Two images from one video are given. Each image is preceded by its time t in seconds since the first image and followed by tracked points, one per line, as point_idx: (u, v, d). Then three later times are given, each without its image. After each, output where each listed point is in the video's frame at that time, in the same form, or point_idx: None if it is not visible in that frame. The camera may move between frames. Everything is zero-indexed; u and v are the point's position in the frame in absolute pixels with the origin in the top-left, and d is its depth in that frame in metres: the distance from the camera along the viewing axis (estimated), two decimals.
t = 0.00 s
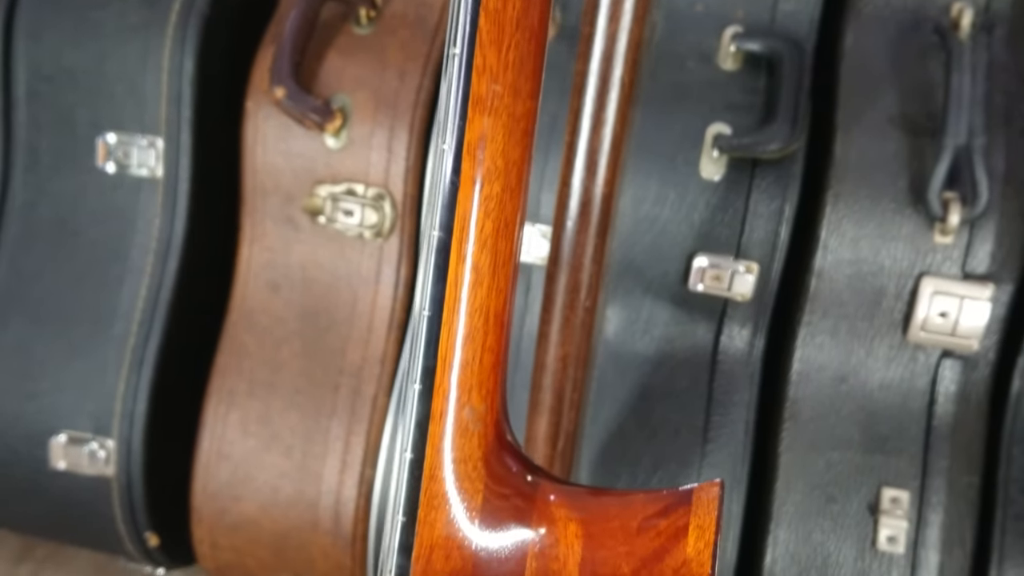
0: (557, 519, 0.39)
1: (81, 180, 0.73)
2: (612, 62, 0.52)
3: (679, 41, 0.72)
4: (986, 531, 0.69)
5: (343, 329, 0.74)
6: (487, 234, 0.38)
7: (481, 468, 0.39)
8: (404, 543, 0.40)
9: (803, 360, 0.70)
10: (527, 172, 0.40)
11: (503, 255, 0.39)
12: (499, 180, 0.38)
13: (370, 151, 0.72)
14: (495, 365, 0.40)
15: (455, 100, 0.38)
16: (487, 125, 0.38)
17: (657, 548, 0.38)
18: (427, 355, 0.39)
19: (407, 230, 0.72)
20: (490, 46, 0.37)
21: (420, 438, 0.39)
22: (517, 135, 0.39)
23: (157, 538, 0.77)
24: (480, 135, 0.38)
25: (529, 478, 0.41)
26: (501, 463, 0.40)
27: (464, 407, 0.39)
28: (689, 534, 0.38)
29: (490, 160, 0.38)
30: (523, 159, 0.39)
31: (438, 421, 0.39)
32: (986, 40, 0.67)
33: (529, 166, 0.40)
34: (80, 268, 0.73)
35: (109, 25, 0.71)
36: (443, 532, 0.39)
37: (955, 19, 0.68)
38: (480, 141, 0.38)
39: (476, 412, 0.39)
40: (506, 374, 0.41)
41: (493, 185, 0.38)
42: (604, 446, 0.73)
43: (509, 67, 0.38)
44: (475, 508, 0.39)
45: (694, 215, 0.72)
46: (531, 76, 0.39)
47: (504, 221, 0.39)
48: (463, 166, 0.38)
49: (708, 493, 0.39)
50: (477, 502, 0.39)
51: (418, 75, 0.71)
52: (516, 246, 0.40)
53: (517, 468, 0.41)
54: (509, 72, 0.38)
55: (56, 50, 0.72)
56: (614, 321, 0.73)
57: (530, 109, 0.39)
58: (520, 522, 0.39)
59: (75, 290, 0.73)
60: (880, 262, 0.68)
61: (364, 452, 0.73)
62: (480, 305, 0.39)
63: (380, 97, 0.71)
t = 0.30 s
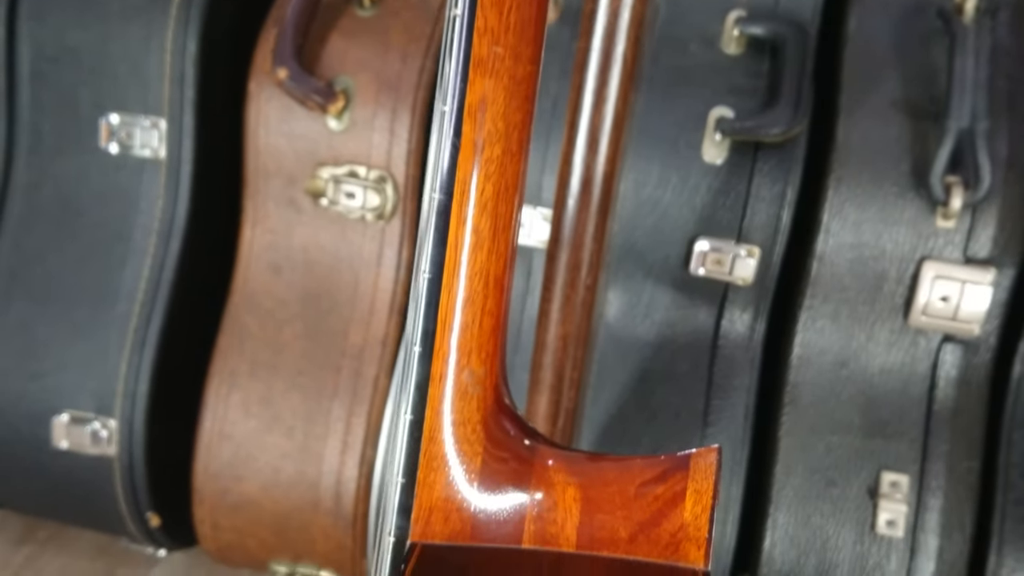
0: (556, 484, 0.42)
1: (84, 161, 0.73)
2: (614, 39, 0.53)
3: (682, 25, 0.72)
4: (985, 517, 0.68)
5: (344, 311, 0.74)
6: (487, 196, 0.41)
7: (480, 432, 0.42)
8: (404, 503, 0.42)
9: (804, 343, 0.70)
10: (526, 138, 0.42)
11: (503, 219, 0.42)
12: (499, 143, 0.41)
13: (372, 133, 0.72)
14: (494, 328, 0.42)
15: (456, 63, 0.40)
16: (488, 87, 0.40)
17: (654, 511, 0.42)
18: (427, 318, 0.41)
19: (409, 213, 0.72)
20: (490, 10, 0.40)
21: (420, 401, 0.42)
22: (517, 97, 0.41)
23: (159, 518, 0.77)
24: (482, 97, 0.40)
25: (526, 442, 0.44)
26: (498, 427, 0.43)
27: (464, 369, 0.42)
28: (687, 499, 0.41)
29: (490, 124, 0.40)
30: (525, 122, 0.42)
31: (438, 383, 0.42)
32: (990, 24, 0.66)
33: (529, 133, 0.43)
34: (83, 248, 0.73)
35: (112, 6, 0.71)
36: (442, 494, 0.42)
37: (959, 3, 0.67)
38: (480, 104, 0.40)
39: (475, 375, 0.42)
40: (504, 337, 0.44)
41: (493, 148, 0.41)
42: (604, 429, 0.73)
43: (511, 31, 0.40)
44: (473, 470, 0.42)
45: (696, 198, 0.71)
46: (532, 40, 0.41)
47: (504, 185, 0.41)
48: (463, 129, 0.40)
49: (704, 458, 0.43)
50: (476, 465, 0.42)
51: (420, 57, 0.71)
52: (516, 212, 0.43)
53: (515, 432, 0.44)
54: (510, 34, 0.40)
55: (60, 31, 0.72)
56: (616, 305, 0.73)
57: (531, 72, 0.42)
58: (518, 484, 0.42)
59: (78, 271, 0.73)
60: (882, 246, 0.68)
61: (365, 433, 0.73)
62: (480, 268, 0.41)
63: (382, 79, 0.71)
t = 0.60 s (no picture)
0: (554, 456, 0.44)
1: (86, 145, 0.73)
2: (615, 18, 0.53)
3: (684, 9, 0.72)
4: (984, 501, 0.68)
5: (346, 295, 0.74)
6: (486, 166, 0.43)
7: (478, 403, 0.44)
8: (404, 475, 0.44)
9: (805, 327, 0.70)
10: (525, 112, 0.45)
11: (501, 191, 0.44)
12: (497, 114, 0.43)
13: (373, 117, 0.72)
14: (492, 302, 0.45)
15: (455, 35, 0.43)
16: (486, 57, 0.43)
17: (652, 484, 0.44)
18: (428, 288, 0.44)
19: (410, 197, 0.72)
20: None
21: (420, 371, 0.44)
22: (516, 71, 0.44)
23: (161, 502, 0.77)
24: (480, 69, 0.43)
25: (524, 414, 0.45)
26: (496, 399, 0.45)
27: (463, 342, 0.44)
28: (685, 471, 0.43)
29: (488, 95, 0.43)
30: (524, 94, 0.44)
31: (437, 354, 0.44)
32: (993, 7, 0.66)
33: (528, 109, 0.45)
34: (85, 232, 0.74)
35: None
36: (441, 466, 0.44)
37: None
38: (479, 74, 0.43)
39: (474, 346, 0.44)
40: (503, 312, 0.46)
41: (492, 119, 0.43)
42: (605, 413, 0.74)
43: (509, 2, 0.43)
44: (473, 442, 0.44)
45: (697, 182, 0.71)
46: (531, 13, 0.44)
47: (503, 157, 0.44)
48: (463, 101, 0.43)
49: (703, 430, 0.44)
50: (475, 437, 0.44)
51: (421, 41, 0.71)
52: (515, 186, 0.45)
53: (513, 404, 0.45)
54: (509, 6, 0.43)
55: (62, 15, 0.72)
56: (617, 290, 0.73)
57: (530, 44, 0.44)
58: (516, 456, 0.44)
59: (81, 255, 0.73)
60: (883, 230, 0.68)
61: (366, 417, 0.73)
62: (479, 240, 0.44)
63: (383, 63, 0.71)
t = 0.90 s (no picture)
0: (550, 430, 0.46)
1: (87, 130, 0.73)
2: None
3: None
4: (984, 486, 0.68)
5: (346, 279, 0.74)
6: (482, 140, 0.44)
7: (474, 376, 0.46)
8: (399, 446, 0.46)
9: (805, 312, 0.70)
10: (521, 85, 0.46)
11: (496, 164, 0.45)
12: (493, 86, 0.44)
13: (374, 102, 0.72)
14: (488, 276, 0.46)
15: (451, 9, 0.44)
16: (482, 30, 0.44)
17: (647, 457, 0.45)
18: (423, 262, 0.45)
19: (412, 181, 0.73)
20: None
21: (416, 344, 0.46)
22: (511, 44, 0.45)
23: (163, 487, 0.78)
24: (476, 42, 0.44)
25: (519, 387, 0.47)
26: (492, 372, 0.47)
27: (459, 315, 0.46)
28: (680, 444, 0.44)
29: (484, 67, 0.44)
30: (520, 65, 0.45)
31: (433, 327, 0.46)
32: None
33: (524, 82, 0.47)
34: (87, 217, 0.74)
35: None
36: (438, 438, 0.46)
37: None
38: (474, 47, 0.44)
39: (470, 320, 0.46)
40: (499, 287, 0.48)
41: (488, 93, 0.44)
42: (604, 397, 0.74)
43: None
44: (469, 414, 0.46)
45: (697, 166, 0.71)
46: None
47: (499, 129, 0.45)
48: (458, 73, 0.44)
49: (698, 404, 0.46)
50: (471, 409, 0.46)
51: (421, 25, 0.71)
52: (510, 159, 0.47)
53: (508, 377, 0.47)
54: None
55: None
56: (617, 274, 0.73)
57: (526, 16, 0.45)
58: (512, 428, 0.46)
59: (82, 239, 0.74)
60: (884, 213, 0.68)
61: (367, 401, 0.74)
62: (474, 213, 0.45)
63: (384, 47, 0.72)
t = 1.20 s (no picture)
0: (549, 403, 0.47)
1: (88, 114, 0.73)
2: None
3: None
4: (983, 469, 0.69)
5: (348, 264, 0.74)
6: (480, 112, 0.46)
7: (474, 350, 0.48)
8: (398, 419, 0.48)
9: (806, 296, 0.70)
10: (520, 59, 0.47)
11: (494, 137, 0.47)
12: (491, 59, 0.46)
13: (375, 86, 0.72)
14: (486, 250, 0.48)
15: None
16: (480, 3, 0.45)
17: (645, 430, 0.47)
18: (422, 235, 0.47)
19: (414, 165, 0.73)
20: None
21: (414, 318, 0.47)
22: (509, 16, 0.46)
23: (166, 472, 0.78)
24: (473, 14, 0.46)
25: (517, 360, 0.48)
26: (490, 346, 0.48)
27: (458, 289, 0.47)
28: (677, 416, 0.46)
29: (482, 40, 0.46)
30: (518, 40, 0.47)
31: (433, 300, 0.47)
32: None
33: (522, 59, 0.48)
34: (88, 201, 0.74)
35: None
36: (437, 410, 0.47)
37: None
38: (473, 21, 0.45)
39: (469, 294, 0.47)
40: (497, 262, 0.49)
41: (486, 66, 0.46)
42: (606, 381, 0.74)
43: None
44: (467, 386, 0.47)
45: (699, 150, 0.71)
46: None
47: (497, 102, 0.47)
48: (457, 46, 0.46)
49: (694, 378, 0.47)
50: (470, 382, 0.47)
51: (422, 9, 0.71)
52: (509, 134, 0.48)
53: (506, 350, 0.48)
54: None
55: None
56: (619, 259, 0.73)
57: None
58: (510, 401, 0.47)
59: (83, 223, 0.74)
60: (884, 197, 0.68)
61: (369, 385, 0.74)
62: (473, 185, 0.47)
63: (385, 31, 0.71)
